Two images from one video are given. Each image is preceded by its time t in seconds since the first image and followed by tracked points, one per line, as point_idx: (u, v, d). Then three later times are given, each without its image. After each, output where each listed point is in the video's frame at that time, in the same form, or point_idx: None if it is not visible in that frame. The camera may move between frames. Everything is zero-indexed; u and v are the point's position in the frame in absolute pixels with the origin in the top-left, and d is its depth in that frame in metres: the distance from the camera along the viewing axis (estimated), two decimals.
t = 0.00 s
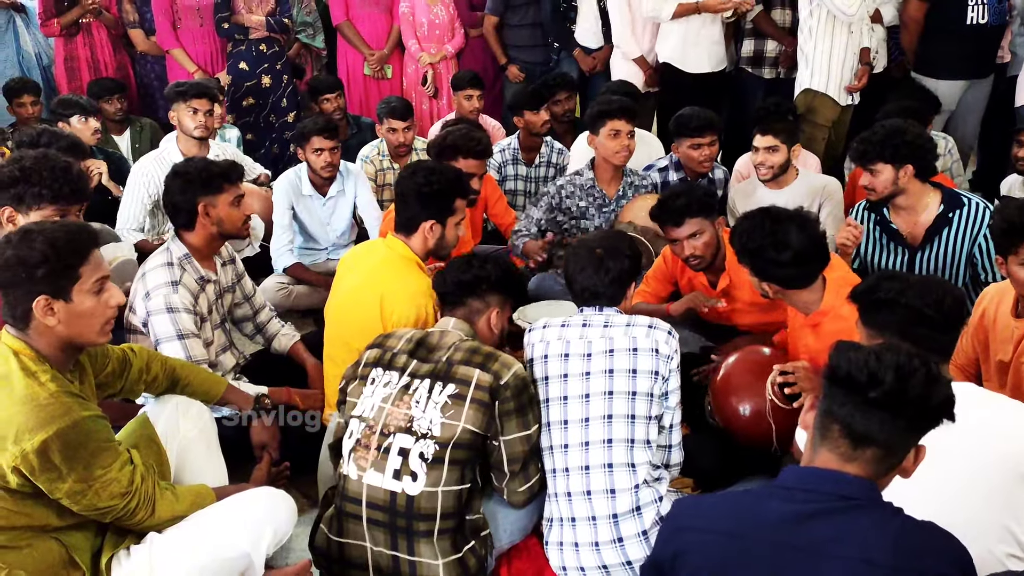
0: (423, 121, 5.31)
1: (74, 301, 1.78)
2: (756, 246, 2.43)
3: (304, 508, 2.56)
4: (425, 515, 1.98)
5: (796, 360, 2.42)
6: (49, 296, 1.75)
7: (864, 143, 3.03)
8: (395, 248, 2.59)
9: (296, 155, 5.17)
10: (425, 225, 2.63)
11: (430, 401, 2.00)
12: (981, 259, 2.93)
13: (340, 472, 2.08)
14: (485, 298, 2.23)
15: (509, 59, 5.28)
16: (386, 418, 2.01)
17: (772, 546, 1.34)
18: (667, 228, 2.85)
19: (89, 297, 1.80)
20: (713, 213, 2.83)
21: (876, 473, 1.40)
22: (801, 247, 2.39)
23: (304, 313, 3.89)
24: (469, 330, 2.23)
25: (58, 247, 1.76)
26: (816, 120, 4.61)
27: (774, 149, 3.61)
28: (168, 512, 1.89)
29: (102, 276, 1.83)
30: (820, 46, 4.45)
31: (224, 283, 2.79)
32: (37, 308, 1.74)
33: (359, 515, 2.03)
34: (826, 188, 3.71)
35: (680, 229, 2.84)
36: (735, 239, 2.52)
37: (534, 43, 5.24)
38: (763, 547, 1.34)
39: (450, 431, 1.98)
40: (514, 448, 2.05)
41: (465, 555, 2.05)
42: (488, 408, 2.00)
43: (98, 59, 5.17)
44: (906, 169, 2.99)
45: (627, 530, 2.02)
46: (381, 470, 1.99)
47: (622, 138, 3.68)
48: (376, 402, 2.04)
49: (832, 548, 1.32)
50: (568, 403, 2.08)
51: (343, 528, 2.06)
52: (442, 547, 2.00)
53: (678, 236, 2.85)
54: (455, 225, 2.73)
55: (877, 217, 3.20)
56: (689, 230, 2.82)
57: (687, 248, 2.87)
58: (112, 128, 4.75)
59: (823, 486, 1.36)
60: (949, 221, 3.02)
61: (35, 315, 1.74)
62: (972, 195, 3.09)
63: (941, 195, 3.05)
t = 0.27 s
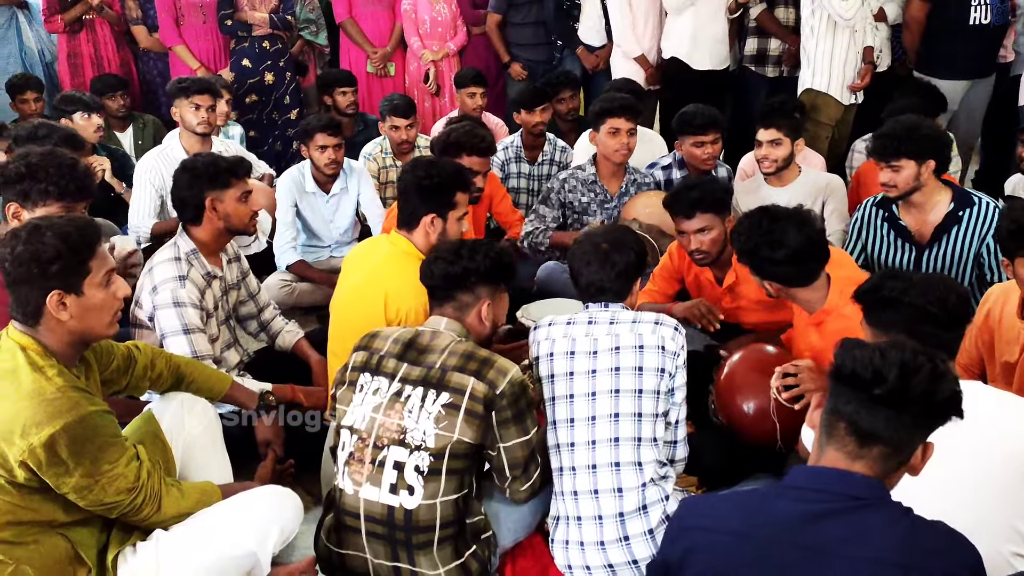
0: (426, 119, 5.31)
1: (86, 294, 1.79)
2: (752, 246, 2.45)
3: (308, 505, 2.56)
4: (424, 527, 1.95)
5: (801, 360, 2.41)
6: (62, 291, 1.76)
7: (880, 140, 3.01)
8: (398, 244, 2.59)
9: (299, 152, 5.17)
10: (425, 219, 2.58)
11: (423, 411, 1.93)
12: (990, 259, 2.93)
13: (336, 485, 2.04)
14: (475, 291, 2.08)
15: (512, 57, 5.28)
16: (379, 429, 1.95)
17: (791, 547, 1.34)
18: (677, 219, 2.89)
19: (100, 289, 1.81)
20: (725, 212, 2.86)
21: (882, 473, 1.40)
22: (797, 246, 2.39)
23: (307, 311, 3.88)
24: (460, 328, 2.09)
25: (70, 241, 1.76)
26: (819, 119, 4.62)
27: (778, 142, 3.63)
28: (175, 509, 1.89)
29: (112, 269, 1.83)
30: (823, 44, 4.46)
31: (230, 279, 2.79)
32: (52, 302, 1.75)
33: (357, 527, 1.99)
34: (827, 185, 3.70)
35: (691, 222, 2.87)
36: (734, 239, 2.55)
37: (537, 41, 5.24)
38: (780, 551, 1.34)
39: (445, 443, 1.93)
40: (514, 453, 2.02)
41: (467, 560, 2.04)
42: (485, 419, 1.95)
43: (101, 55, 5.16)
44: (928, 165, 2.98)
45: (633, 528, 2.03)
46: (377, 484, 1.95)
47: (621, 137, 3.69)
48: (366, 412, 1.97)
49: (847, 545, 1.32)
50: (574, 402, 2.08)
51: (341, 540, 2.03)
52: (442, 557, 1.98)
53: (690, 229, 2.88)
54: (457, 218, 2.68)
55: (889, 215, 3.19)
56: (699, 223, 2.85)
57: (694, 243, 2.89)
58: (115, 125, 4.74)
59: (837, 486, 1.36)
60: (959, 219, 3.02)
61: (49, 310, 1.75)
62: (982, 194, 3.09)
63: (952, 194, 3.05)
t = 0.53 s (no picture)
0: (435, 118, 5.30)
1: (104, 293, 1.79)
2: (769, 246, 2.42)
3: (320, 506, 2.56)
4: (432, 539, 1.92)
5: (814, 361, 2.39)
6: (80, 289, 1.76)
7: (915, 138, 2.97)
8: (407, 243, 2.57)
9: (309, 152, 5.17)
10: (431, 218, 2.61)
11: (424, 424, 1.89)
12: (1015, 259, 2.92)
13: (340, 498, 2.01)
14: (470, 290, 2.02)
15: (522, 56, 5.26)
16: (380, 444, 1.91)
17: (802, 554, 1.31)
18: (692, 218, 2.87)
19: (117, 288, 1.81)
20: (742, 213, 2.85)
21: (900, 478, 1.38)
22: (815, 246, 2.37)
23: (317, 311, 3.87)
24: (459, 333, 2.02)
25: (89, 239, 1.77)
26: (830, 118, 4.60)
27: (792, 142, 3.61)
28: (191, 511, 1.90)
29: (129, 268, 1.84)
30: (836, 44, 4.44)
31: (241, 280, 2.79)
32: (70, 300, 1.75)
33: (366, 542, 1.96)
34: (839, 184, 3.68)
35: (705, 220, 2.87)
36: (748, 242, 2.52)
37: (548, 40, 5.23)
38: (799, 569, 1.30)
39: (447, 455, 1.89)
40: (518, 458, 1.98)
41: (478, 567, 2.01)
42: (488, 430, 1.91)
43: (111, 55, 5.16)
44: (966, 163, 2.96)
45: (642, 526, 2.01)
46: (382, 500, 1.92)
47: (638, 139, 3.67)
48: (365, 426, 1.93)
49: (867, 551, 1.28)
50: (584, 401, 2.07)
51: (351, 553, 2.00)
52: (452, 566, 1.96)
53: (705, 228, 2.87)
54: (464, 216, 2.68)
55: (911, 213, 3.16)
56: (714, 224, 2.84)
57: (709, 241, 2.89)
58: (125, 125, 4.74)
59: (848, 493, 1.34)
60: (982, 219, 3.00)
61: (67, 309, 1.75)
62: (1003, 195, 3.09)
63: (976, 193, 3.04)
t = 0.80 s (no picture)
0: (446, 118, 5.31)
1: (117, 291, 1.80)
2: (775, 249, 2.42)
3: (328, 505, 2.56)
4: (436, 549, 1.93)
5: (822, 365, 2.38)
6: (94, 287, 1.77)
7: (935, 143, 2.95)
8: (418, 244, 2.58)
9: (319, 151, 5.19)
10: (436, 215, 2.62)
11: (422, 434, 1.89)
12: None
13: (342, 512, 2.02)
14: (476, 288, 2.01)
15: (533, 56, 5.26)
16: (378, 456, 1.92)
17: (797, 556, 1.32)
18: (707, 212, 2.87)
19: (131, 286, 1.83)
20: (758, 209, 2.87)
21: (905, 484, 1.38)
22: (822, 247, 2.36)
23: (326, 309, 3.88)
24: (454, 340, 2.00)
25: (103, 237, 1.79)
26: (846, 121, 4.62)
27: (804, 144, 3.59)
28: (199, 510, 1.91)
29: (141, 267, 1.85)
30: (845, 44, 4.41)
31: (250, 279, 2.81)
32: (84, 297, 1.76)
33: (369, 553, 1.97)
34: (853, 190, 3.67)
35: (721, 215, 2.87)
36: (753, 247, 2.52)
37: (559, 40, 5.23)
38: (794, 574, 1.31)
39: (446, 465, 1.89)
40: (518, 462, 1.97)
41: (483, 571, 2.02)
42: (486, 440, 1.91)
43: (124, 54, 5.19)
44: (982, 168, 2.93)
45: (651, 525, 1.99)
46: (383, 511, 1.93)
47: (647, 137, 3.66)
48: (363, 437, 1.93)
49: (863, 551, 1.30)
50: (595, 400, 2.06)
51: (353, 562, 2.01)
52: (457, 571, 1.97)
53: (719, 222, 2.87)
54: (469, 210, 2.67)
55: (924, 216, 3.13)
56: (728, 218, 2.85)
57: (722, 236, 2.89)
58: (138, 124, 4.77)
59: (843, 497, 1.33)
60: (996, 220, 3.00)
61: (80, 306, 1.76)
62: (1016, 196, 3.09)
63: (990, 195, 3.04)
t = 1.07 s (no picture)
0: (458, 119, 5.32)
1: (131, 290, 1.82)
2: (786, 252, 2.41)
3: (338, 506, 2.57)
4: (444, 552, 1.93)
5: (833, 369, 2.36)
6: (108, 285, 1.79)
7: (949, 152, 2.89)
8: (428, 247, 2.60)
9: (332, 152, 5.21)
10: (447, 215, 2.62)
11: (430, 438, 1.89)
12: None
13: (351, 515, 2.03)
14: (496, 295, 2.03)
15: (546, 58, 5.26)
16: (386, 459, 1.92)
17: (795, 564, 1.31)
18: (722, 204, 2.95)
19: (144, 285, 1.85)
20: (772, 206, 2.92)
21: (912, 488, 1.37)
22: (844, 241, 2.35)
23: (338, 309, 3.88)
24: (466, 344, 2.02)
25: (118, 236, 1.81)
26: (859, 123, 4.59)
27: (815, 146, 3.56)
28: (210, 508, 1.92)
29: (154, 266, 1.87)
30: (854, 49, 4.43)
31: (261, 279, 2.82)
32: (98, 296, 1.77)
33: (377, 554, 1.98)
34: (869, 189, 3.65)
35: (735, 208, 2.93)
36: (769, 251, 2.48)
37: (572, 42, 5.22)
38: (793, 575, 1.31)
39: (454, 469, 1.89)
40: (527, 465, 1.98)
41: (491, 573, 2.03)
42: (495, 444, 1.91)
43: (140, 55, 5.23)
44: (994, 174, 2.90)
45: (660, 531, 1.99)
46: (391, 514, 1.93)
47: (650, 137, 3.65)
48: (371, 440, 1.94)
49: (859, 558, 1.29)
50: (603, 405, 2.06)
51: (362, 563, 2.02)
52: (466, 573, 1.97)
53: (733, 215, 2.92)
54: (478, 209, 2.67)
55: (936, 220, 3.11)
56: (741, 211, 2.90)
57: (736, 228, 2.92)
58: (153, 124, 4.81)
59: (843, 500, 1.33)
60: (1009, 223, 2.98)
61: (94, 304, 1.78)
62: None
63: (1001, 198, 3.02)
